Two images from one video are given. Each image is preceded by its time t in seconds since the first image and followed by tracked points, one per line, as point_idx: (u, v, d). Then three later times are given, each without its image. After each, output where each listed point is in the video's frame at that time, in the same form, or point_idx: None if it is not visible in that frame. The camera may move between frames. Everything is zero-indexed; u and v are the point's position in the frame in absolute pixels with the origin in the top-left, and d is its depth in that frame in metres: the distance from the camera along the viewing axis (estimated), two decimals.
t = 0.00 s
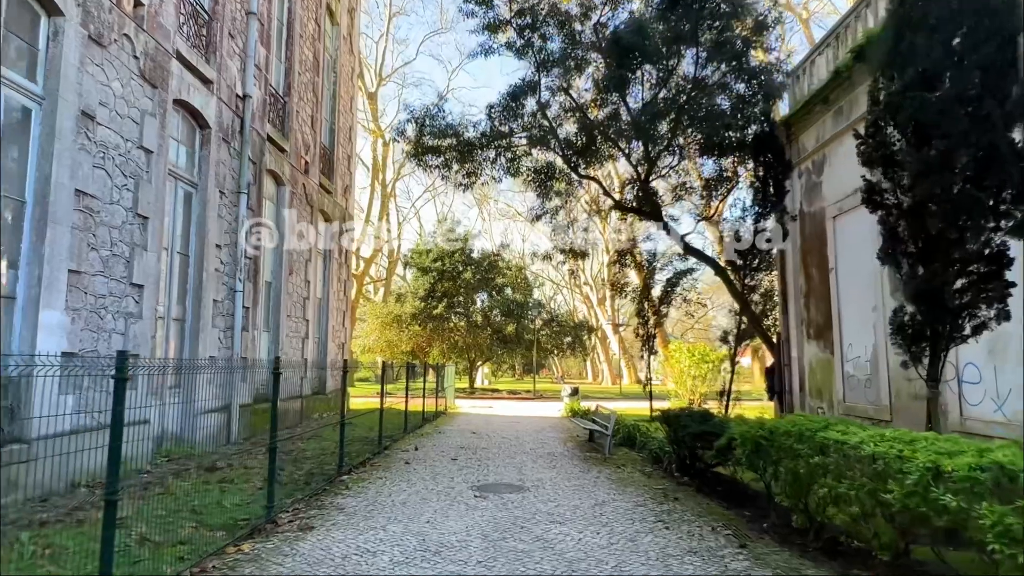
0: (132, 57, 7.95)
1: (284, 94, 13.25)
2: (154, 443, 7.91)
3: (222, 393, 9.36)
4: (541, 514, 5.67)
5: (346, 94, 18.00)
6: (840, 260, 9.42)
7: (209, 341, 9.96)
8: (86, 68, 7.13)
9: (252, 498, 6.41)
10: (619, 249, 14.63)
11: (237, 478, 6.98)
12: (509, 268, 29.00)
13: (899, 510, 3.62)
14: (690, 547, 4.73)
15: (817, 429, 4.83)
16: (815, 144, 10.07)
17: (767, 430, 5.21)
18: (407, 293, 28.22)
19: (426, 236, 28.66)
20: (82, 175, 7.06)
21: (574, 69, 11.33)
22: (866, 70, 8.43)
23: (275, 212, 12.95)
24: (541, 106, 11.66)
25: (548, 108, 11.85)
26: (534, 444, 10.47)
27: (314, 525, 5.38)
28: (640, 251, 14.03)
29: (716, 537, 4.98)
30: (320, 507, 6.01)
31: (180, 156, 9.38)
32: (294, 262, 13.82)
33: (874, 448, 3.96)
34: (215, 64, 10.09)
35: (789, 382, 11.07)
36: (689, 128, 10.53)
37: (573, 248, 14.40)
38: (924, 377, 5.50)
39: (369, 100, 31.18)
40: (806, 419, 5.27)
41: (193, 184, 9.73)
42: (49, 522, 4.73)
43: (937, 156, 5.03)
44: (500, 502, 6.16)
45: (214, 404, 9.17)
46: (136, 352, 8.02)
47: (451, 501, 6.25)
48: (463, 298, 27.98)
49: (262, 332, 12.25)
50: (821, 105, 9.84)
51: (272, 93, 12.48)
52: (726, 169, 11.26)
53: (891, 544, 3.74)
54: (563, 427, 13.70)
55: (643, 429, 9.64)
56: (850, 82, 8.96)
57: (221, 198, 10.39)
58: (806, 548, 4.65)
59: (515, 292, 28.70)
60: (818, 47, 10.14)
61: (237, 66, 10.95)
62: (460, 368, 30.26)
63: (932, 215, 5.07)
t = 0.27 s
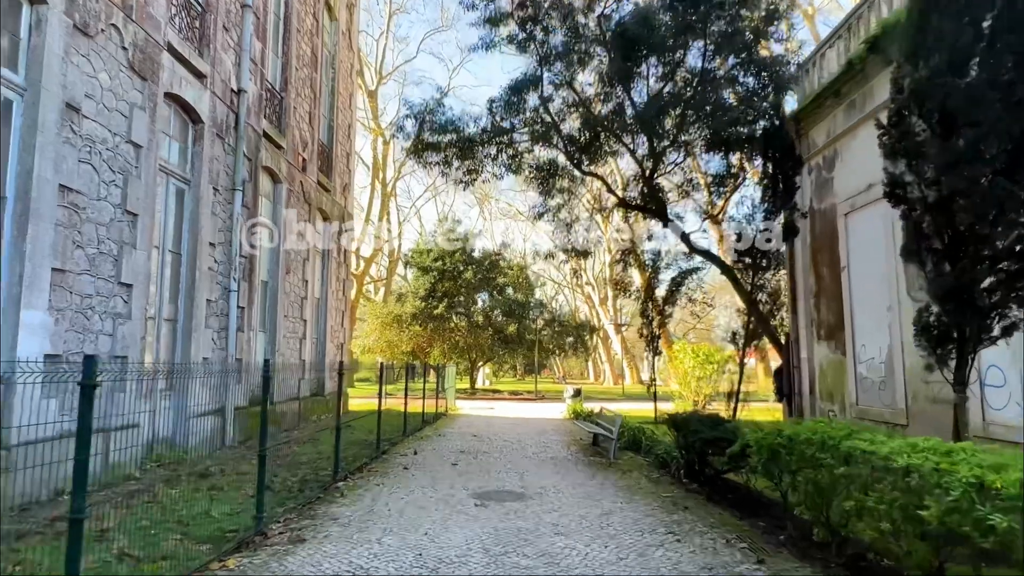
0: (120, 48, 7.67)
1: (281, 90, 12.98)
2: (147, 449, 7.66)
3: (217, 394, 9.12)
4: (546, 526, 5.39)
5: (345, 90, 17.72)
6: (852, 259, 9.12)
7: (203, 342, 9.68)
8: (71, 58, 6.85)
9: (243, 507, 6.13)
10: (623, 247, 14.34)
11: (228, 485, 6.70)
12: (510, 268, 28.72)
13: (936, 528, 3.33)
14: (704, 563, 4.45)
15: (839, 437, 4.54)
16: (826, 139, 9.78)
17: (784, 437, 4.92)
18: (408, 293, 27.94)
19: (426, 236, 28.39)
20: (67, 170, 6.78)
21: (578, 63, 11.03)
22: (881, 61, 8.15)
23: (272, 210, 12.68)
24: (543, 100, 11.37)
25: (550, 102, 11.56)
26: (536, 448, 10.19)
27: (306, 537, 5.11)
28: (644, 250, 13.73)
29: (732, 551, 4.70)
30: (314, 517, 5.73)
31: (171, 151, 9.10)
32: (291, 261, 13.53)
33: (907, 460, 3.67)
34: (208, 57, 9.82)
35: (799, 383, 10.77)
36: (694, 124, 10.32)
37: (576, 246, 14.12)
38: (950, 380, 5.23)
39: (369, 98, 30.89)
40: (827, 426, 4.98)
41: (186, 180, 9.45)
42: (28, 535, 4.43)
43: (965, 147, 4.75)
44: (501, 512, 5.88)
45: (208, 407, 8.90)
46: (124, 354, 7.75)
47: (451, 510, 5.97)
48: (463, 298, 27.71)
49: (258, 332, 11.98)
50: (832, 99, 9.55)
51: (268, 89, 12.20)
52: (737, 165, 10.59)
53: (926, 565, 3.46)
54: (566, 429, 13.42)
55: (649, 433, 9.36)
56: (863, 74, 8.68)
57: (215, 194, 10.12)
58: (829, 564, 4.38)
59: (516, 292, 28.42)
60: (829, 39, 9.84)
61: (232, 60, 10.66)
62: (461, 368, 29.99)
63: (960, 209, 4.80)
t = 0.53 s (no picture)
0: (105, 35, 7.41)
1: (276, 83, 12.70)
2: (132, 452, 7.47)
3: (210, 394, 8.87)
4: (546, 532, 5.12)
5: (342, 85, 17.43)
6: (862, 253, 8.83)
7: (194, 340, 9.42)
8: (52, 44, 6.59)
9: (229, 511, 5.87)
10: (625, 244, 14.06)
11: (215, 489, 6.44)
12: (511, 266, 28.45)
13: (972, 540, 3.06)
14: (714, 573, 4.19)
15: (858, 440, 4.27)
16: (835, 132, 9.50)
17: (799, 440, 4.65)
18: (407, 292, 27.66)
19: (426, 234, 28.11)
20: (47, 160, 6.51)
21: (579, 54, 10.74)
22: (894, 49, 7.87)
23: (266, 206, 12.41)
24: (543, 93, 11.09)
25: (551, 95, 11.28)
26: (537, 449, 9.93)
27: (293, 544, 4.85)
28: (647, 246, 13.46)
29: (743, 560, 4.44)
30: (302, 523, 5.47)
31: (160, 143, 8.84)
32: (287, 257, 13.26)
33: (938, 465, 3.39)
34: (199, 47, 9.55)
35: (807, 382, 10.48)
36: (700, 117, 10.01)
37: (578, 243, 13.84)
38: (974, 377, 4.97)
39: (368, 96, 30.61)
40: (843, 427, 4.72)
41: (176, 174, 9.19)
42: None
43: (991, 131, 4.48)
44: (499, 517, 5.61)
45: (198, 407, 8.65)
46: (108, 352, 7.48)
47: (446, 515, 5.71)
48: (463, 296, 27.44)
49: (252, 330, 11.72)
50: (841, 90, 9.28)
51: (262, 81, 11.93)
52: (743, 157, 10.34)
53: None
54: (567, 429, 13.15)
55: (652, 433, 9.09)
56: (874, 63, 8.42)
57: (206, 188, 9.85)
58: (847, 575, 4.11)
59: (516, 291, 28.14)
60: (837, 29, 9.56)
61: (224, 51, 10.39)
62: (461, 368, 29.75)
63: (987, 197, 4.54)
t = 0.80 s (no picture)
0: (86, 21, 7.09)
1: (270, 76, 12.38)
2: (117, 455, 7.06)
3: (198, 396, 8.56)
4: (546, 545, 4.81)
5: (339, 80, 17.10)
6: (875, 250, 8.50)
7: (182, 340, 9.11)
8: (28, 28, 6.27)
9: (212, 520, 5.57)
10: (628, 241, 13.73)
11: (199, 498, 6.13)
12: (511, 265, 28.12)
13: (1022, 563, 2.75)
14: None
15: (884, 448, 3.95)
16: (846, 125, 9.17)
17: (817, 448, 4.32)
18: (406, 291, 27.36)
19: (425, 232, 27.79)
20: (22, 149, 6.19)
21: (581, 45, 10.41)
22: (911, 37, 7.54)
23: (259, 203, 12.08)
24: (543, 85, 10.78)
25: (551, 88, 10.96)
26: (537, 452, 9.60)
27: (275, 558, 4.54)
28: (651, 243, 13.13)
29: None
30: (288, 534, 5.17)
31: (146, 136, 8.53)
32: (281, 255, 12.93)
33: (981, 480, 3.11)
34: (188, 36, 9.22)
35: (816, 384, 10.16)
36: (705, 110, 9.78)
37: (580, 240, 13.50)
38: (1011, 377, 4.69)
39: (367, 93, 30.29)
40: (866, 434, 4.40)
41: (164, 168, 8.88)
42: None
43: None
44: (497, 528, 5.29)
45: (186, 409, 8.34)
46: (90, 352, 7.17)
47: (441, 525, 5.40)
48: (463, 295, 27.13)
49: (244, 330, 11.41)
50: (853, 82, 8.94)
51: (254, 74, 11.60)
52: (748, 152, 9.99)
53: None
54: (568, 432, 12.83)
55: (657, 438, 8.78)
56: (889, 52, 8.10)
57: (196, 183, 9.53)
58: None
59: (517, 291, 27.81)
60: (847, 18, 9.23)
61: (215, 41, 10.07)
62: (461, 368, 29.45)
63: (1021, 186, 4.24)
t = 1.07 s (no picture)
0: (69, 5, 6.80)
1: (265, 68, 12.07)
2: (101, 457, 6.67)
3: (190, 396, 8.27)
4: (550, 556, 4.51)
5: (337, 74, 16.79)
6: (890, 245, 8.19)
7: (173, 339, 8.81)
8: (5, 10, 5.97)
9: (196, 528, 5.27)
10: (633, 238, 13.42)
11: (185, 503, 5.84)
12: (512, 264, 27.80)
13: None
14: None
15: (917, 454, 3.65)
16: (859, 116, 8.87)
17: (843, 453, 4.02)
18: (405, 290, 27.07)
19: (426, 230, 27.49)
20: None
21: (584, 37, 10.06)
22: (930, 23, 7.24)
23: (253, 198, 11.77)
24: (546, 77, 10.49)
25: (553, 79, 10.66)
26: (539, 455, 9.28)
27: (260, 571, 4.24)
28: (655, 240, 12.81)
29: None
30: (276, 544, 4.88)
31: (134, 126, 8.23)
32: (276, 252, 12.60)
33: None
34: (179, 25, 8.92)
35: (827, 384, 9.85)
36: (712, 102, 9.50)
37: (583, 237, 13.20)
38: None
39: (367, 90, 29.99)
40: (895, 439, 4.10)
41: (153, 160, 8.58)
42: None
43: None
44: (498, 537, 4.99)
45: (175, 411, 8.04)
46: (73, 350, 6.88)
47: (437, 533, 5.10)
48: (463, 294, 26.83)
49: (238, 329, 11.12)
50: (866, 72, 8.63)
51: (249, 66, 11.29)
52: (756, 145, 9.68)
53: None
54: (571, 433, 12.53)
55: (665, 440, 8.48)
56: (906, 40, 7.79)
57: (188, 177, 9.24)
58: None
59: (518, 290, 27.50)
60: (861, 6, 8.89)
61: (207, 30, 9.76)
62: (461, 368, 29.16)
63: None
